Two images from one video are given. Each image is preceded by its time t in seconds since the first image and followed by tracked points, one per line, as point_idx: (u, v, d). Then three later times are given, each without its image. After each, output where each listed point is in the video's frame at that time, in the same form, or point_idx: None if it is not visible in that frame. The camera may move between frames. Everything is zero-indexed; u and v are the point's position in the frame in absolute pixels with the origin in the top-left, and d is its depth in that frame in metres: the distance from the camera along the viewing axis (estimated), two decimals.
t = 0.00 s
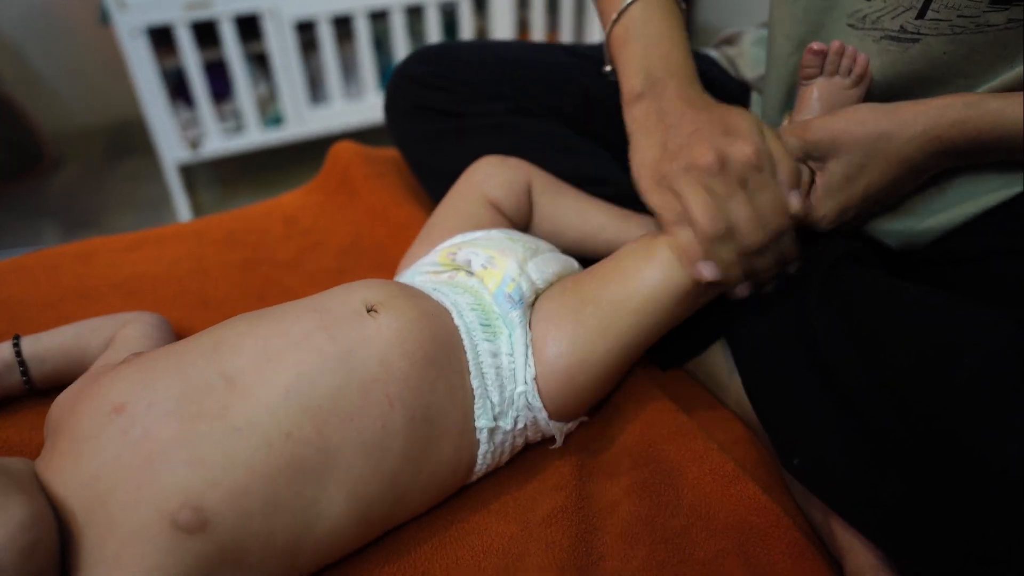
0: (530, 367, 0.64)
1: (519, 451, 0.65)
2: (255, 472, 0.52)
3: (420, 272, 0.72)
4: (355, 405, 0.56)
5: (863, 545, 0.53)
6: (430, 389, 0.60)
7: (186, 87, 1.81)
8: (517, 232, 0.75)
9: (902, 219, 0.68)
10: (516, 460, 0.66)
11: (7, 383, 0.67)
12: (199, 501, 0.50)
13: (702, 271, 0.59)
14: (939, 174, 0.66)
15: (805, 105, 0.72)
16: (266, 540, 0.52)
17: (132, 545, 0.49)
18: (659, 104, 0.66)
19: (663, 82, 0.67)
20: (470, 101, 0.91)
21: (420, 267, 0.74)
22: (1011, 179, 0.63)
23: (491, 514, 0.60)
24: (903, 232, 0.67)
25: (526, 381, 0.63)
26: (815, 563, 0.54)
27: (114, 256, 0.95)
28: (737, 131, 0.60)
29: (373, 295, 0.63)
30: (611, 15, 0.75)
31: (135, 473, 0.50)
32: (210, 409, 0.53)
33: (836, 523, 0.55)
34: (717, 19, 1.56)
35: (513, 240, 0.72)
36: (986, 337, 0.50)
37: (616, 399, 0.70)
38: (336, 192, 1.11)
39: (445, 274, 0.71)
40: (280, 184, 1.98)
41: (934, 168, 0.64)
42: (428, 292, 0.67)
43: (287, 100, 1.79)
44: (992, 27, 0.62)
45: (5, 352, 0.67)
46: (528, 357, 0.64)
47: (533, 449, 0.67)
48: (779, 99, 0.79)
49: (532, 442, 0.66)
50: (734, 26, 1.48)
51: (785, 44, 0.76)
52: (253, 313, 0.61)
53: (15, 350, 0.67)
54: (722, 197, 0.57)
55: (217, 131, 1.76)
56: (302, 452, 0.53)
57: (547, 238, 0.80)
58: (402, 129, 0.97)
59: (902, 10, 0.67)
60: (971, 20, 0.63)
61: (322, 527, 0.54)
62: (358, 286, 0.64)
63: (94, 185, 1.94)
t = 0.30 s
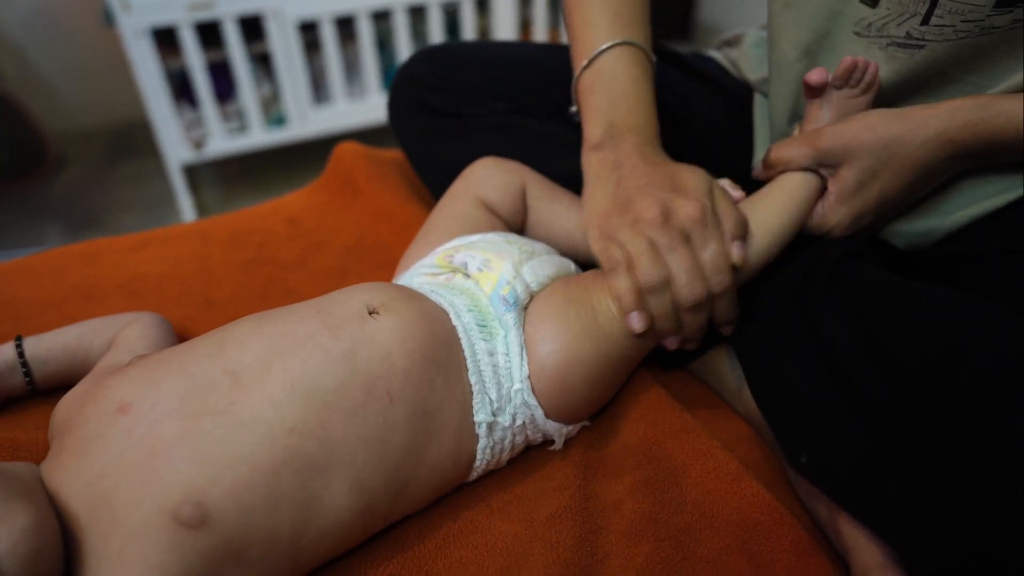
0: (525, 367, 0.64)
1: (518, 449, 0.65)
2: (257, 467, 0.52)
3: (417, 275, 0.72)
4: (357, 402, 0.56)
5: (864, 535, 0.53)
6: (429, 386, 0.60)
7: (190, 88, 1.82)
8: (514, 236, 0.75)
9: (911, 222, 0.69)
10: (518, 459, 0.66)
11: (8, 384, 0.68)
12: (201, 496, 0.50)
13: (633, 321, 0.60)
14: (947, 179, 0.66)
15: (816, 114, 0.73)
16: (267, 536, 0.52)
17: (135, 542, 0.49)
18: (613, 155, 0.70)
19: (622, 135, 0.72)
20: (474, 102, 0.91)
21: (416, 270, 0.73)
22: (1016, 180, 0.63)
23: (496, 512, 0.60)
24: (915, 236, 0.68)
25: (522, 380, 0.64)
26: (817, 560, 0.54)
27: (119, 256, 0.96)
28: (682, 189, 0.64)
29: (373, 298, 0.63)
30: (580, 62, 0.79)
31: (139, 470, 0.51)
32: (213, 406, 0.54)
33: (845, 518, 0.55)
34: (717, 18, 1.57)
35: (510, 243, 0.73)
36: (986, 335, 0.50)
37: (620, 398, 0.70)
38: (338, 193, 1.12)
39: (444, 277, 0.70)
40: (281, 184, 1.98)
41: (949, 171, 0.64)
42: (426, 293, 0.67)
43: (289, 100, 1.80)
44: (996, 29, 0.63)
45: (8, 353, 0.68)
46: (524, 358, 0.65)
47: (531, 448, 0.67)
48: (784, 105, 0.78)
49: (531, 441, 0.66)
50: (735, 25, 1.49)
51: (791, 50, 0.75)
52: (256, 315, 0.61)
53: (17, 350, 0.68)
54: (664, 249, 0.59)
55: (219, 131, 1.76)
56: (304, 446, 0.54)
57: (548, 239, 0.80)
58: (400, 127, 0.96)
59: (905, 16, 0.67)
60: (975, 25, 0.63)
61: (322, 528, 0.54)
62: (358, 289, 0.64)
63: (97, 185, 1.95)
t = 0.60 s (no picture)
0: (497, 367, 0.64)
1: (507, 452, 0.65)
2: (248, 471, 0.52)
3: (395, 269, 0.71)
4: (343, 406, 0.56)
5: (857, 553, 0.53)
6: (413, 387, 0.60)
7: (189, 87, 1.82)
8: (490, 232, 0.74)
9: (909, 225, 0.68)
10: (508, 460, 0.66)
11: (8, 385, 0.68)
12: (192, 501, 0.50)
13: (553, 409, 0.61)
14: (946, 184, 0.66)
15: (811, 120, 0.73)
16: (258, 540, 0.52)
17: (127, 547, 0.49)
18: (557, 181, 0.67)
19: (571, 159, 0.68)
20: (471, 107, 0.91)
21: (394, 265, 0.73)
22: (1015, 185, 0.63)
23: (496, 512, 0.60)
24: (910, 239, 0.68)
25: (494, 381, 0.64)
26: (817, 561, 0.54)
27: (119, 256, 0.96)
28: (607, 243, 0.61)
29: (357, 298, 0.63)
30: (536, 78, 0.74)
31: (130, 476, 0.51)
32: (205, 412, 0.54)
33: (834, 530, 0.55)
34: (717, 17, 1.57)
35: (484, 241, 0.72)
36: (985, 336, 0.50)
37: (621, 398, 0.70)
38: (338, 193, 1.12)
39: (416, 271, 0.70)
40: (282, 185, 1.98)
41: (945, 177, 0.64)
42: (403, 290, 0.66)
43: (289, 100, 1.80)
44: (991, 35, 0.63)
45: (6, 354, 0.68)
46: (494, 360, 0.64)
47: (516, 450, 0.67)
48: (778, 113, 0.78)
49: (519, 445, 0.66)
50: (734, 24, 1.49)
51: (784, 59, 0.75)
52: (251, 317, 0.61)
53: (15, 351, 0.68)
54: (566, 306, 0.58)
55: (220, 131, 1.77)
56: (294, 449, 0.54)
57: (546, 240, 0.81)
58: (401, 131, 0.99)
59: (900, 23, 0.67)
60: (970, 32, 0.63)
61: (318, 526, 0.54)
62: (343, 289, 0.64)
63: (98, 184, 1.95)
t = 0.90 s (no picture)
0: (529, 368, 0.64)
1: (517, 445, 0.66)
2: (255, 473, 0.52)
3: (417, 267, 0.71)
4: (351, 408, 0.56)
5: (869, 544, 0.53)
6: (430, 391, 0.59)
7: (186, 85, 1.81)
8: (518, 230, 0.73)
9: (906, 216, 0.68)
10: (516, 455, 0.67)
11: (6, 384, 0.68)
12: (196, 503, 0.50)
13: (619, 304, 0.61)
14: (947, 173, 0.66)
15: (816, 102, 0.72)
16: (263, 542, 0.52)
17: (133, 546, 0.49)
18: (620, 118, 0.68)
19: (631, 93, 0.69)
20: (468, 97, 0.91)
21: (417, 261, 0.72)
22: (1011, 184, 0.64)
23: (494, 510, 0.60)
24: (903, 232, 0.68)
25: (522, 383, 0.64)
26: (815, 555, 0.54)
27: (118, 254, 0.96)
28: (691, 166, 0.61)
29: (372, 294, 0.63)
30: (584, 25, 0.78)
31: (135, 475, 0.51)
32: (210, 411, 0.54)
33: (836, 514, 0.56)
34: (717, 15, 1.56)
35: (512, 238, 0.71)
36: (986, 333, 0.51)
37: (619, 392, 0.70)
38: (338, 190, 1.12)
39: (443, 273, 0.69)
40: (278, 183, 1.97)
41: (952, 163, 0.64)
42: (426, 291, 0.66)
43: (285, 97, 1.79)
44: (1001, 30, 0.63)
45: (4, 353, 0.68)
46: (526, 360, 0.64)
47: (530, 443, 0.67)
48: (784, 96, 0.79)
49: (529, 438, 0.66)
50: (733, 22, 1.48)
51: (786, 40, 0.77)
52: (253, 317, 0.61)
53: (13, 349, 0.68)
54: (660, 232, 0.58)
55: (216, 129, 1.76)
56: (303, 452, 0.54)
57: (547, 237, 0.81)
58: (401, 126, 0.97)
59: (912, 13, 0.67)
60: (981, 23, 0.63)
61: (326, 526, 0.54)
62: (358, 286, 0.64)
63: (94, 183, 1.94)
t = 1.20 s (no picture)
0: (526, 383, 0.64)
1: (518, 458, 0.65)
2: (257, 483, 0.52)
3: (418, 282, 0.71)
4: (353, 419, 0.57)
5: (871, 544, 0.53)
6: (428, 404, 0.60)
7: (190, 95, 1.82)
8: (520, 244, 0.73)
9: (903, 226, 0.68)
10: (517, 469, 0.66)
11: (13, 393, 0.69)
12: (200, 513, 0.50)
13: (723, 272, 0.63)
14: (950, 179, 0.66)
15: (817, 110, 0.71)
16: (267, 550, 0.52)
17: (136, 555, 0.49)
18: (650, 117, 0.72)
19: (656, 93, 0.73)
20: (474, 109, 0.91)
21: (418, 277, 0.73)
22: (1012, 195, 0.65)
23: (500, 521, 0.60)
24: (901, 242, 0.68)
25: (521, 397, 0.64)
26: (820, 566, 0.55)
27: (124, 264, 0.96)
28: (731, 133, 0.65)
29: (374, 313, 0.63)
30: (607, 29, 0.80)
31: (138, 486, 0.51)
32: (212, 421, 0.54)
33: (844, 523, 0.56)
34: (717, 26, 1.57)
35: (513, 253, 0.71)
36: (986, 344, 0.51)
37: (624, 401, 0.69)
38: (343, 200, 1.12)
39: (444, 288, 0.70)
40: (282, 193, 1.98)
41: (955, 167, 0.65)
42: (425, 308, 0.66)
43: (289, 107, 1.80)
44: (996, 44, 0.66)
45: (11, 361, 0.68)
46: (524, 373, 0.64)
47: (529, 456, 0.67)
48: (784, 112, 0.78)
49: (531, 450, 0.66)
50: (733, 32, 1.49)
51: (789, 49, 0.76)
52: (260, 328, 0.62)
53: (21, 359, 0.68)
54: (731, 199, 0.63)
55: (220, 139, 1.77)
56: (305, 462, 0.54)
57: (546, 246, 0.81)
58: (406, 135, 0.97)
59: (913, 24, 0.68)
60: (976, 37, 0.66)
61: (330, 532, 0.54)
62: (357, 304, 0.65)
63: (98, 191, 1.95)
